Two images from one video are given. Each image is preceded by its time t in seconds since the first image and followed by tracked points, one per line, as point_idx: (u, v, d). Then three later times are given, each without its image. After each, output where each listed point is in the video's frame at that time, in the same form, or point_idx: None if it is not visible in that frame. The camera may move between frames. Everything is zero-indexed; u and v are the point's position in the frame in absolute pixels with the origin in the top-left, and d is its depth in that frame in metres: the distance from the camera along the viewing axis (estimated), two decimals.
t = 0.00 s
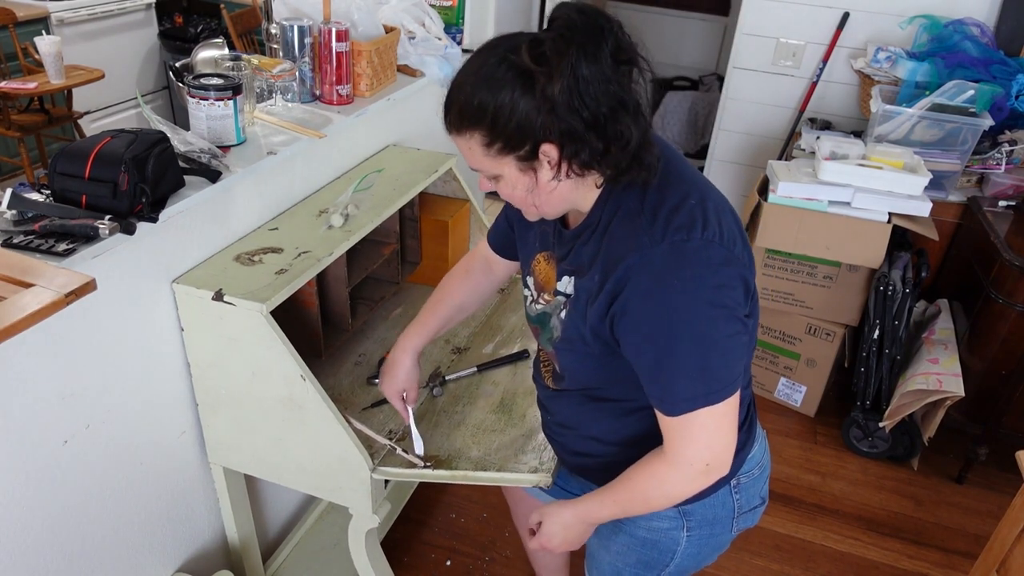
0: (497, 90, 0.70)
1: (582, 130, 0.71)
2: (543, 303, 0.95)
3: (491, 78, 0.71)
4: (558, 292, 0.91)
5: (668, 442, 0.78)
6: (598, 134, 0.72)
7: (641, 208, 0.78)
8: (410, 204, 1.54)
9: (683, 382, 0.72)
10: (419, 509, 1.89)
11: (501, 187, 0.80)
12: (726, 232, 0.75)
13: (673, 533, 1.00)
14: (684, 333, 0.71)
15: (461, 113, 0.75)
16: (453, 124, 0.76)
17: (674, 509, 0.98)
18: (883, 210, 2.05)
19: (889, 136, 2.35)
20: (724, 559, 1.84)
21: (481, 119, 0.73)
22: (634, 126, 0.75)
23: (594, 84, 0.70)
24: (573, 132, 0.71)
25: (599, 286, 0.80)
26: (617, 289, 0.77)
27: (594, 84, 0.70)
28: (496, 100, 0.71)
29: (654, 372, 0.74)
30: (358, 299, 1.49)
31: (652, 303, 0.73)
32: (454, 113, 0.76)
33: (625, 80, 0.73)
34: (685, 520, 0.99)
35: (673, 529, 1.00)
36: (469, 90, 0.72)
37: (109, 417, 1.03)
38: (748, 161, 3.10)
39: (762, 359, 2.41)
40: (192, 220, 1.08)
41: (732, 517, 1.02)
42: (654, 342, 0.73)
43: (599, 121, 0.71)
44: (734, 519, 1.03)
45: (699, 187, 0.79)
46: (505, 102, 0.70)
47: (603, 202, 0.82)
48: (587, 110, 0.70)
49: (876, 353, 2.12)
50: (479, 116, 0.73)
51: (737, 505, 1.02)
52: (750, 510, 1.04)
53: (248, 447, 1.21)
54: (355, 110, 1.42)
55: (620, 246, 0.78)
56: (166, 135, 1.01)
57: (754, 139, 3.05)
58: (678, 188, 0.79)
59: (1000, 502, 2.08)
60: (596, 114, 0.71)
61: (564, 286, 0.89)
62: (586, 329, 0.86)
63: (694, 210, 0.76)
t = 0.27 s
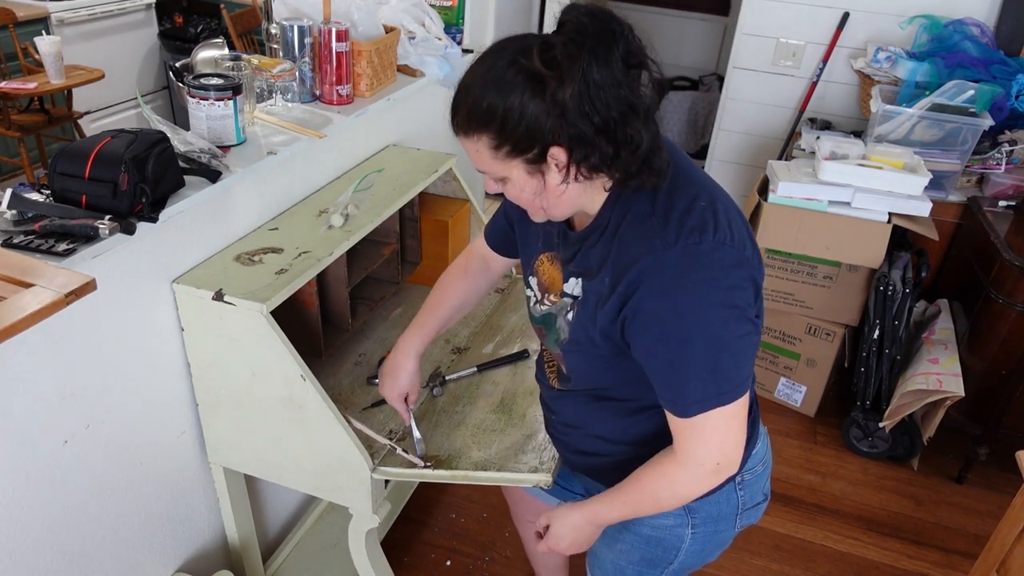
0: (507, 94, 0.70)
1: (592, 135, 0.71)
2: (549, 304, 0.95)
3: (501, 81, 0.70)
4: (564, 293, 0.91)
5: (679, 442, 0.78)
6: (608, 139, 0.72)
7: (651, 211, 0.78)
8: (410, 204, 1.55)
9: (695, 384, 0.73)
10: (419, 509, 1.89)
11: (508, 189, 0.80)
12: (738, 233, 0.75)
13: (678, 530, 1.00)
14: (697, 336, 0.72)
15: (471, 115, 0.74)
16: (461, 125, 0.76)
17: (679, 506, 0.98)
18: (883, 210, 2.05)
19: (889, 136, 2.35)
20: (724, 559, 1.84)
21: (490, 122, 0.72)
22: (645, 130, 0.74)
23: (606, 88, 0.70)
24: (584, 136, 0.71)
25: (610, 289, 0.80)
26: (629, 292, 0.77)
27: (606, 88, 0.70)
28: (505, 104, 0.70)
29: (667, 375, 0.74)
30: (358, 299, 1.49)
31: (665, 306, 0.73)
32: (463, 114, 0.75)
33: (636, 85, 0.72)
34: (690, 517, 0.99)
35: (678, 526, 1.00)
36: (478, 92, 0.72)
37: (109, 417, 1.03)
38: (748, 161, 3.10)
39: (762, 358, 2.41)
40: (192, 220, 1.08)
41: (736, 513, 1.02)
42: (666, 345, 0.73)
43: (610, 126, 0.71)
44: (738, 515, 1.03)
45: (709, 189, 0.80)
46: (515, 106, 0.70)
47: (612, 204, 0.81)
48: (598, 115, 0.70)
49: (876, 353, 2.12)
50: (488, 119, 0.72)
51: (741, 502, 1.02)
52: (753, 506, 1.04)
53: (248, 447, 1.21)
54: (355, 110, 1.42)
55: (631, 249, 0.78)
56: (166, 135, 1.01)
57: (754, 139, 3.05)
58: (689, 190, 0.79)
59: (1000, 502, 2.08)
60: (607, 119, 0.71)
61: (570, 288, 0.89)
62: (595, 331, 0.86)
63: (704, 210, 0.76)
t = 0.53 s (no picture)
0: (516, 93, 0.70)
1: (599, 134, 0.71)
2: (554, 304, 0.95)
3: (508, 80, 0.70)
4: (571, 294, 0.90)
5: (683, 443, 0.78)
6: (616, 139, 0.72)
7: (658, 211, 0.78)
8: (410, 204, 1.55)
9: (702, 384, 0.73)
10: (419, 509, 1.89)
11: (514, 189, 0.80)
12: (745, 234, 0.75)
13: (681, 528, 1.00)
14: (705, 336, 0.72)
15: (478, 114, 0.74)
16: (468, 124, 0.76)
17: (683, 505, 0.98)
18: (883, 210, 2.05)
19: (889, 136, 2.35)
20: (724, 559, 1.84)
21: (497, 121, 0.72)
22: (653, 130, 0.75)
23: (614, 88, 0.70)
24: (592, 136, 0.71)
25: (618, 289, 0.80)
26: (636, 292, 0.77)
27: (614, 88, 0.70)
28: (514, 103, 0.70)
29: (674, 374, 0.74)
30: (359, 299, 1.49)
31: (673, 307, 0.73)
32: (470, 114, 0.75)
33: (644, 85, 0.72)
34: (693, 516, 0.99)
35: (681, 524, 1.00)
36: (485, 91, 0.72)
37: (110, 417, 1.03)
38: (748, 162, 3.10)
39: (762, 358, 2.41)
40: (193, 220, 1.08)
41: (739, 512, 1.02)
42: (674, 345, 0.73)
43: (617, 126, 0.71)
44: (740, 514, 1.03)
45: (715, 190, 0.80)
46: (523, 105, 0.70)
47: (618, 204, 0.81)
48: (606, 115, 0.70)
49: (876, 353, 2.12)
50: (495, 118, 0.72)
51: (744, 501, 1.02)
52: (755, 505, 1.05)
53: (248, 447, 1.21)
54: (355, 110, 1.42)
55: (638, 249, 0.78)
56: (166, 135, 1.01)
57: (754, 139, 3.05)
58: (696, 190, 0.79)
59: (1000, 502, 2.08)
60: (614, 120, 0.71)
61: (577, 289, 0.89)
62: (602, 330, 0.86)
63: (711, 211, 0.76)
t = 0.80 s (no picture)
0: (513, 94, 0.70)
1: (598, 136, 0.71)
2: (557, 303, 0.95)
3: (506, 82, 0.70)
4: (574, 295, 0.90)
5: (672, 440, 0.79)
6: (614, 141, 0.72)
7: (657, 213, 0.78)
8: (410, 204, 1.55)
9: (698, 387, 0.73)
10: (419, 509, 1.89)
11: (512, 190, 0.80)
12: (744, 237, 0.75)
13: (682, 526, 1.00)
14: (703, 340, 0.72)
15: (476, 117, 0.74)
16: (466, 127, 0.76)
17: (684, 503, 0.98)
18: (883, 210, 2.05)
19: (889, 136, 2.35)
20: (724, 559, 1.84)
21: (495, 122, 0.72)
22: (651, 133, 0.74)
23: (612, 90, 0.70)
24: (590, 137, 0.71)
25: (617, 291, 0.80)
26: (635, 294, 0.77)
27: (612, 90, 0.70)
28: (511, 105, 0.70)
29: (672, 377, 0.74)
30: (359, 299, 1.49)
31: (671, 310, 0.73)
32: (468, 116, 0.75)
33: (642, 87, 0.72)
34: (694, 514, 0.99)
35: (682, 523, 1.00)
36: (483, 93, 0.72)
37: (109, 416, 1.03)
38: (748, 162, 3.10)
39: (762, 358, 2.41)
40: (193, 219, 1.08)
41: (739, 509, 1.02)
42: (673, 348, 0.73)
43: (615, 128, 0.71)
44: (741, 511, 1.03)
45: (715, 193, 0.80)
46: (521, 107, 0.70)
47: (617, 207, 0.81)
48: (604, 116, 0.70)
49: (876, 353, 2.12)
50: (493, 119, 0.72)
51: (745, 498, 1.02)
52: (756, 503, 1.05)
53: (248, 447, 1.21)
54: (355, 110, 1.42)
55: (637, 250, 0.78)
56: (166, 135, 1.01)
57: (754, 139, 3.05)
58: (695, 194, 0.79)
59: (1000, 502, 2.08)
60: (613, 122, 0.71)
61: (577, 291, 0.89)
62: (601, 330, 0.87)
63: (711, 214, 0.76)
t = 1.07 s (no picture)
0: (502, 102, 0.70)
1: (586, 145, 0.71)
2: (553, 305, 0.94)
3: (494, 89, 0.70)
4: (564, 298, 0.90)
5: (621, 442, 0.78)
6: (603, 150, 0.71)
7: (644, 221, 0.78)
8: (410, 204, 1.55)
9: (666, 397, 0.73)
10: (419, 509, 1.89)
11: (502, 197, 0.80)
12: (728, 251, 0.75)
13: (682, 525, 1.00)
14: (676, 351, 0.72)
15: (465, 124, 0.74)
16: (456, 134, 0.76)
17: (683, 502, 0.98)
18: (884, 210, 2.05)
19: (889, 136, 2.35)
20: (724, 559, 1.84)
21: (485, 130, 0.72)
22: (640, 142, 0.74)
23: (600, 99, 0.69)
24: (578, 146, 0.70)
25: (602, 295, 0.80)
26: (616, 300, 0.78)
27: (599, 99, 0.69)
28: (500, 113, 0.70)
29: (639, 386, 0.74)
30: (359, 299, 1.49)
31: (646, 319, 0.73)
32: (457, 125, 0.75)
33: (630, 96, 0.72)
34: (694, 512, 0.99)
35: (682, 522, 1.00)
36: (472, 101, 0.72)
37: (109, 417, 1.03)
38: (748, 162, 3.10)
39: (762, 358, 2.41)
40: (193, 220, 1.08)
41: (739, 507, 1.02)
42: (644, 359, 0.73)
43: (603, 137, 0.71)
44: (741, 510, 1.03)
45: (704, 203, 0.79)
46: (510, 114, 0.70)
47: (606, 213, 0.81)
48: (592, 125, 0.70)
49: (876, 353, 2.12)
50: (483, 127, 0.72)
51: (744, 496, 1.02)
52: (756, 501, 1.05)
53: (248, 447, 1.21)
54: (355, 110, 1.42)
55: (621, 257, 0.78)
56: (166, 135, 1.01)
57: (754, 139, 3.05)
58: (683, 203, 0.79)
59: (1000, 502, 2.08)
60: (601, 130, 0.70)
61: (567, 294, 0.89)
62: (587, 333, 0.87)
63: (695, 225, 0.76)
